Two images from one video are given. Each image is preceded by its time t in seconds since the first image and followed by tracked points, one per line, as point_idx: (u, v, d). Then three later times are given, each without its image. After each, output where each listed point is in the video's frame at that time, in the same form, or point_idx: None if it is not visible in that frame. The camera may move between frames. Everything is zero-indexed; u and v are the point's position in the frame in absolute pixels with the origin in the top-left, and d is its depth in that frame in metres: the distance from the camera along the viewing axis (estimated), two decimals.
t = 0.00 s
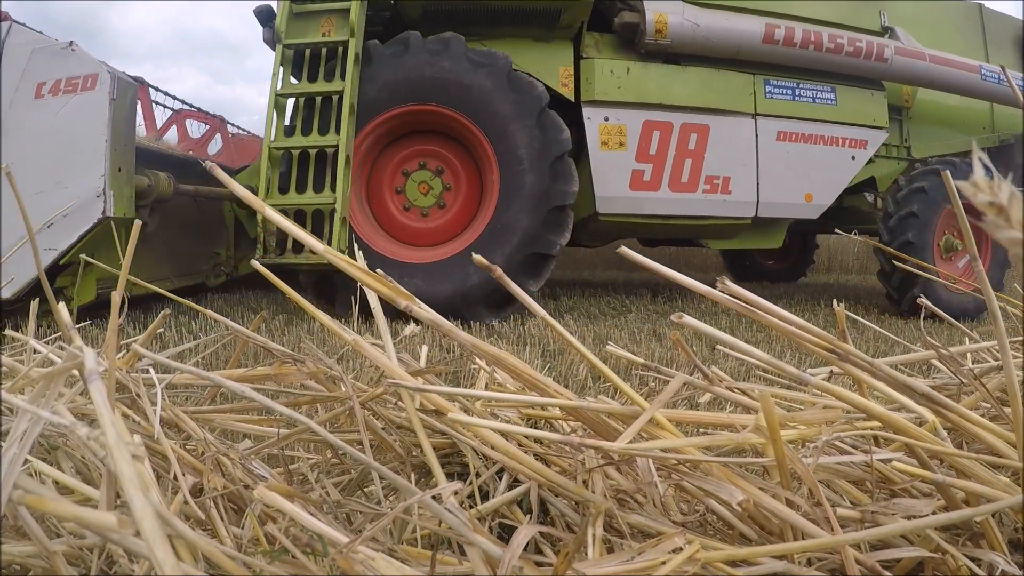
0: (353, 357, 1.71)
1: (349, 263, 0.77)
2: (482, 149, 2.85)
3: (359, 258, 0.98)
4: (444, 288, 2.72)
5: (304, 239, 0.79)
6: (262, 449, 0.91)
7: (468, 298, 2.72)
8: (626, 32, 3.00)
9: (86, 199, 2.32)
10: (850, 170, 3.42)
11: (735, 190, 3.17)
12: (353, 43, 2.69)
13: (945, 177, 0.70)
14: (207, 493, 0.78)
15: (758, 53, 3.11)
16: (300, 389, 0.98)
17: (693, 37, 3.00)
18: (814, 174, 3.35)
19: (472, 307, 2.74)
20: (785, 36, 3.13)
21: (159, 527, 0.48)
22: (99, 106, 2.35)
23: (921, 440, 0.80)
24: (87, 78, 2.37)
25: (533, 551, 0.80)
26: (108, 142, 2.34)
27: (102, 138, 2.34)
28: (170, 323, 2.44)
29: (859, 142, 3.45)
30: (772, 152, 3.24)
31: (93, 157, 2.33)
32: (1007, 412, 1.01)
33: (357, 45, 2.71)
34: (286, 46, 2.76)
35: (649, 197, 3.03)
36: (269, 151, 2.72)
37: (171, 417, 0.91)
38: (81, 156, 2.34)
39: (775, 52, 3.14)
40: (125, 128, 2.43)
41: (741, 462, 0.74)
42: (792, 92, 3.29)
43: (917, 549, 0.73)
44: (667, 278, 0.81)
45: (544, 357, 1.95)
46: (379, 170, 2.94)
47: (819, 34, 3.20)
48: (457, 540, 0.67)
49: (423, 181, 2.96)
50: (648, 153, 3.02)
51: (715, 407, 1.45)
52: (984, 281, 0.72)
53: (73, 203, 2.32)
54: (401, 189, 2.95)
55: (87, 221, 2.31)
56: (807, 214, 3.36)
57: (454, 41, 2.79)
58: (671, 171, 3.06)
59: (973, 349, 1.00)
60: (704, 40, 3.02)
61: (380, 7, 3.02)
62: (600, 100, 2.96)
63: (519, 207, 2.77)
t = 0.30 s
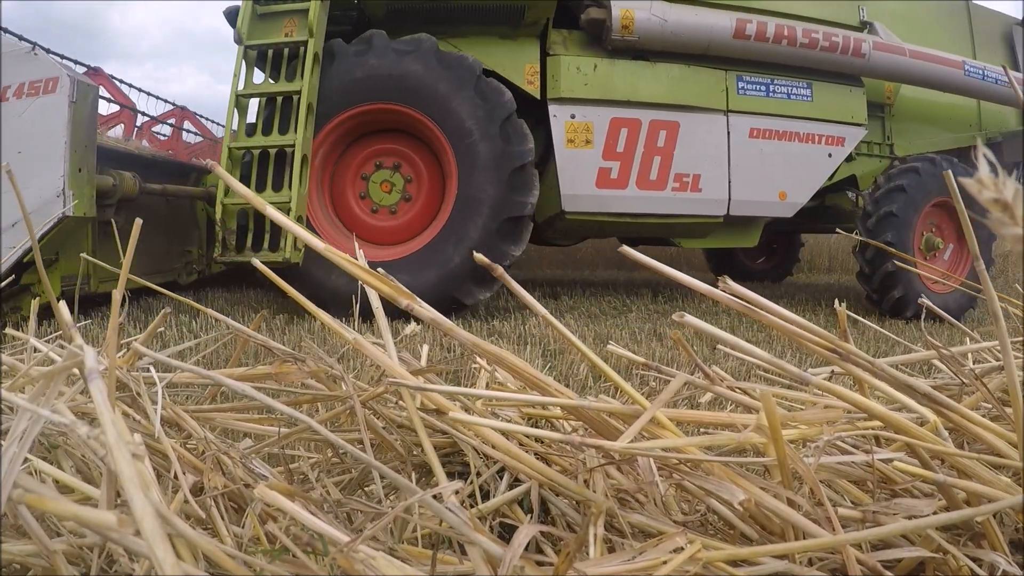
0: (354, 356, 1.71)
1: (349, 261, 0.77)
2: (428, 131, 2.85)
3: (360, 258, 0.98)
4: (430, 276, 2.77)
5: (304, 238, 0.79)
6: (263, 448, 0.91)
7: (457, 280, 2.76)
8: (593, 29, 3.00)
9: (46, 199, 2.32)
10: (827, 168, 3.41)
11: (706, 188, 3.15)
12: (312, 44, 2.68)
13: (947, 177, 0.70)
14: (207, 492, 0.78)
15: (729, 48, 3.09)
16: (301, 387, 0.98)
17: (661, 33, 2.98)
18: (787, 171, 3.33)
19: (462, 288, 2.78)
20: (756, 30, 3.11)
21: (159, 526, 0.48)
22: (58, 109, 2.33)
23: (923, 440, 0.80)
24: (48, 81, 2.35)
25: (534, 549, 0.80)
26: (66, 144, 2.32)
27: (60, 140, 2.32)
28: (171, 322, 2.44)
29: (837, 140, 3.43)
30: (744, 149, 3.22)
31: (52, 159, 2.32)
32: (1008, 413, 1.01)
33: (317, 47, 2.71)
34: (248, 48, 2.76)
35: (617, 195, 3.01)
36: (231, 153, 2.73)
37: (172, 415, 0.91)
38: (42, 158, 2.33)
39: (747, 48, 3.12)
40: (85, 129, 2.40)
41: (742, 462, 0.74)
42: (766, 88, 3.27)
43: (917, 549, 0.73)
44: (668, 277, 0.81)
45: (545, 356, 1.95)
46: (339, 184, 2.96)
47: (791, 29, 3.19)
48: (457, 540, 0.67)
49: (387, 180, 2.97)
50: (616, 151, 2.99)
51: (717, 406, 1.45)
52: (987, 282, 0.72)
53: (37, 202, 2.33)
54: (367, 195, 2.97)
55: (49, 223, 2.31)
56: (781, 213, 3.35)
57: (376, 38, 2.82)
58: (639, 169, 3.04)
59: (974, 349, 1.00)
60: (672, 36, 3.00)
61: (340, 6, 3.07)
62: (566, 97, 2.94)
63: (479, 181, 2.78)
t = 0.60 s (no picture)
0: (354, 355, 1.71)
1: (349, 261, 0.77)
2: (368, 119, 2.85)
3: (362, 258, 0.98)
4: (409, 254, 2.76)
5: (304, 237, 0.78)
6: (263, 448, 0.92)
7: (436, 253, 2.77)
8: (555, 26, 2.97)
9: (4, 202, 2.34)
10: (799, 165, 3.42)
11: (671, 186, 3.15)
12: (267, 45, 2.71)
13: (949, 178, 0.67)
14: (208, 491, 0.78)
15: (695, 44, 3.07)
16: (302, 386, 0.99)
17: (625, 30, 2.96)
18: (755, 169, 3.33)
19: (442, 258, 2.78)
20: (724, 25, 3.09)
21: (161, 526, 0.48)
22: (18, 113, 2.36)
23: (925, 440, 0.80)
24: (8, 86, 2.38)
25: (535, 549, 0.80)
26: (25, 147, 2.34)
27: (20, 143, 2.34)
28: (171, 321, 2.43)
29: (809, 137, 3.43)
30: (711, 146, 3.22)
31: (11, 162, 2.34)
32: (1009, 413, 1.01)
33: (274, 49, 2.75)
34: (208, 50, 2.81)
35: (580, 193, 3.02)
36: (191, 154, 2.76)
37: (172, 414, 0.91)
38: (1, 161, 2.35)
39: (714, 44, 3.11)
40: (45, 133, 2.42)
41: (744, 461, 0.74)
42: (735, 84, 3.27)
43: (917, 548, 0.73)
44: (669, 276, 0.81)
45: (546, 356, 1.95)
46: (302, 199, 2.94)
47: (761, 24, 3.16)
48: (458, 540, 0.67)
49: (346, 179, 2.98)
50: (579, 149, 2.99)
51: (717, 406, 1.45)
52: (987, 282, 0.72)
53: None
54: (331, 199, 2.97)
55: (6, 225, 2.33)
56: (751, 211, 3.37)
57: (295, 45, 2.85)
58: (601, 167, 3.03)
59: (975, 349, 1.00)
60: (636, 32, 2.98)
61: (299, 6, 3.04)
62: (528, 95, 2.93)
63: (429, 152, 2.78)
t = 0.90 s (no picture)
0: (355, 354, 1.71)
1: (351, 259, 0.77)
2: (308, 112, 2.84)
3: (364, 256, 0.97)
4: (381, 225, 2.73)
5: (307, 234, 0.78)
6: (265, 447, 0.92)
7: (406, 216, 2.74)
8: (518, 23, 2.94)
9: None
10: (772, 162, 3.28)
11: (636, 184, 3.07)
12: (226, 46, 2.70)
13: (953, 179, 0.70)
14: (209, 490, 0.78)
15: (659, 38, 3.00)
16: (303, 385, 0.99)
17: (586, 25, 2.90)
18: (729, 167, 3.21)
19: (415, 218, 2.75)
20: (690, 19, 3.01)
21: (163, 526, 0.47)
22: None
23: (928, 440, 0.79)
24: None
25: (537, 549, 0.80)
26: None
27: None
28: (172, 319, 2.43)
29: (784, 133, 3.29)
30: (679, 143, 3.11)
31: None
32: (1010, 414, 1.01)
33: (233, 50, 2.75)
34: (171, 52, 2.78)
35: (541, 190, 2.96)
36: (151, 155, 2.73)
37: (174, 413, 0.91)
38: None
39: (680, 38, 3.02)
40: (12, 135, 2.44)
41: (746, 462, 0.74)
42: (704, 79, 3.16)
43: (919, 550, 0.73)
44: (672, 277, 0.81)
45: (546, 356, 1.95)
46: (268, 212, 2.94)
47: (729, 17, 3.07)
48: (460, 539, 0.67)
49: (306, 179, 2.97)
50: (541, 146, 2.94)
51: (717, 406, 1.44)
52: (990, 284, 0.72)
53: None
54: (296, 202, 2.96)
55: None
56: (722, 209, 3.24)
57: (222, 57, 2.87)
58: (565, 163, 2.97)
59: (977, 351, 0.99)
60: (598, 26, 2.92)
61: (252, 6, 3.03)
62: (489, 93, 2.91)
63: (374, 123, 2.77)
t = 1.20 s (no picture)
0: (355, 353, 1.71)
1: (349, 258, 0.77)
2: (252, 113, 2.84)
3: (365, 256, 0.97)
4: (348, 197, 2.71)
5: (305, 233, 0.78)
6: (264, 446, 0.91)
7: (370, 181, 2.73)
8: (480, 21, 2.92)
9: None
10: (742, 159, 3.26)
11: (602, 181, 3.04)
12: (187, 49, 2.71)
13: (952, 176, 0.69)
14: (209, 489, 0.78)
15: (624, 34, 2.95)
16: (303, 384, 0.98)
17: (548, 23, 2.88)
18: (698, 163, 3.20)
19: (377, 180, 2.74)
20: (655, 14, 2.96)
21: (162, 525, 0.47)
22: None
23: (928, 439, 0.79)
24: None
25: (537, 548, 0.80)
26: None
27: None
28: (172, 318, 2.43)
29: (755, 129, 3.28)
30: (645, 140, 3.09)
31: None
32: (1010, 413, 1.01)
33: (195, 53, 2.77)
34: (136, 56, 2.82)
35: (505, 189, 2.95)
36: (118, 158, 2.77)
37: (173, 412, 0.91)
38: None
39: (646, 33, 2.98)
40: None
41: (746, 461, 0.74)
42: (673, 75, 3.13)
43: (920, 549, 0.73)
44: (674, 276, 0.80)
45: (546, 356, 1.96)
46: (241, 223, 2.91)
47: (697, 11, 3.01)
48: (460, 539, 0.67)
49: (269, 179, 2.95)
50: (504, 144, 2.93)
51: (718, 405, 1.45)
52: (992, 283, 0.72)
53: None
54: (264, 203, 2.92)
55: None
56: (690, 206, 3.23)
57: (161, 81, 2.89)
58: (528, 162, 2.96)
59: (978, 350, 0.99)
60: (562, 23, 2.89)
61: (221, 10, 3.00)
62: (452, 92, 2.89)
63: (317, 104, 2.76)
